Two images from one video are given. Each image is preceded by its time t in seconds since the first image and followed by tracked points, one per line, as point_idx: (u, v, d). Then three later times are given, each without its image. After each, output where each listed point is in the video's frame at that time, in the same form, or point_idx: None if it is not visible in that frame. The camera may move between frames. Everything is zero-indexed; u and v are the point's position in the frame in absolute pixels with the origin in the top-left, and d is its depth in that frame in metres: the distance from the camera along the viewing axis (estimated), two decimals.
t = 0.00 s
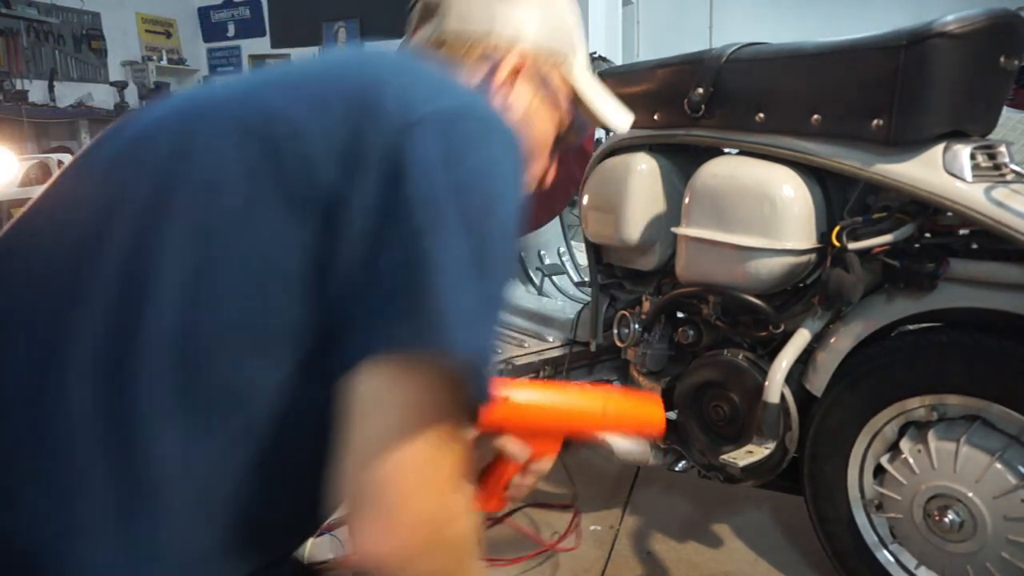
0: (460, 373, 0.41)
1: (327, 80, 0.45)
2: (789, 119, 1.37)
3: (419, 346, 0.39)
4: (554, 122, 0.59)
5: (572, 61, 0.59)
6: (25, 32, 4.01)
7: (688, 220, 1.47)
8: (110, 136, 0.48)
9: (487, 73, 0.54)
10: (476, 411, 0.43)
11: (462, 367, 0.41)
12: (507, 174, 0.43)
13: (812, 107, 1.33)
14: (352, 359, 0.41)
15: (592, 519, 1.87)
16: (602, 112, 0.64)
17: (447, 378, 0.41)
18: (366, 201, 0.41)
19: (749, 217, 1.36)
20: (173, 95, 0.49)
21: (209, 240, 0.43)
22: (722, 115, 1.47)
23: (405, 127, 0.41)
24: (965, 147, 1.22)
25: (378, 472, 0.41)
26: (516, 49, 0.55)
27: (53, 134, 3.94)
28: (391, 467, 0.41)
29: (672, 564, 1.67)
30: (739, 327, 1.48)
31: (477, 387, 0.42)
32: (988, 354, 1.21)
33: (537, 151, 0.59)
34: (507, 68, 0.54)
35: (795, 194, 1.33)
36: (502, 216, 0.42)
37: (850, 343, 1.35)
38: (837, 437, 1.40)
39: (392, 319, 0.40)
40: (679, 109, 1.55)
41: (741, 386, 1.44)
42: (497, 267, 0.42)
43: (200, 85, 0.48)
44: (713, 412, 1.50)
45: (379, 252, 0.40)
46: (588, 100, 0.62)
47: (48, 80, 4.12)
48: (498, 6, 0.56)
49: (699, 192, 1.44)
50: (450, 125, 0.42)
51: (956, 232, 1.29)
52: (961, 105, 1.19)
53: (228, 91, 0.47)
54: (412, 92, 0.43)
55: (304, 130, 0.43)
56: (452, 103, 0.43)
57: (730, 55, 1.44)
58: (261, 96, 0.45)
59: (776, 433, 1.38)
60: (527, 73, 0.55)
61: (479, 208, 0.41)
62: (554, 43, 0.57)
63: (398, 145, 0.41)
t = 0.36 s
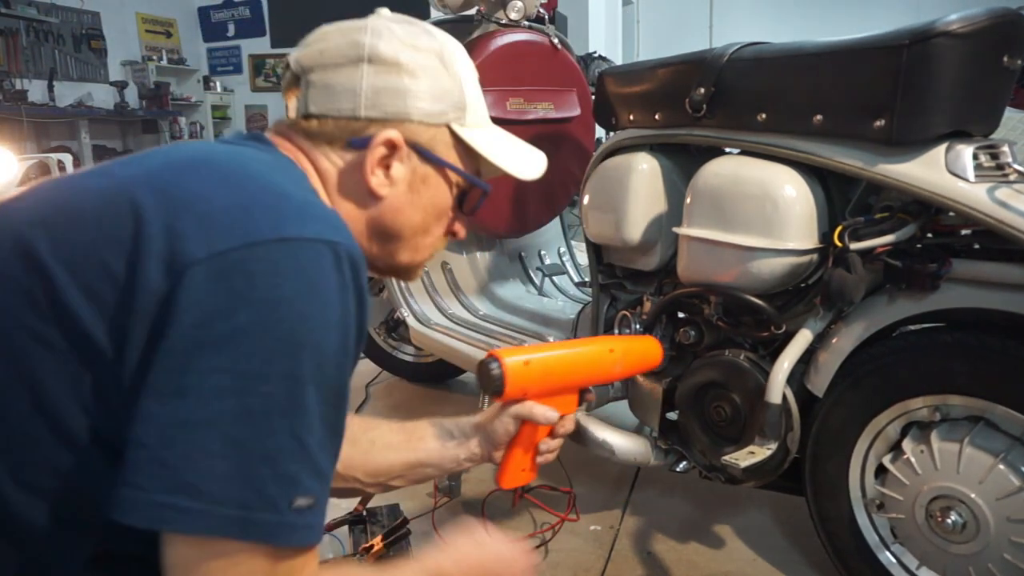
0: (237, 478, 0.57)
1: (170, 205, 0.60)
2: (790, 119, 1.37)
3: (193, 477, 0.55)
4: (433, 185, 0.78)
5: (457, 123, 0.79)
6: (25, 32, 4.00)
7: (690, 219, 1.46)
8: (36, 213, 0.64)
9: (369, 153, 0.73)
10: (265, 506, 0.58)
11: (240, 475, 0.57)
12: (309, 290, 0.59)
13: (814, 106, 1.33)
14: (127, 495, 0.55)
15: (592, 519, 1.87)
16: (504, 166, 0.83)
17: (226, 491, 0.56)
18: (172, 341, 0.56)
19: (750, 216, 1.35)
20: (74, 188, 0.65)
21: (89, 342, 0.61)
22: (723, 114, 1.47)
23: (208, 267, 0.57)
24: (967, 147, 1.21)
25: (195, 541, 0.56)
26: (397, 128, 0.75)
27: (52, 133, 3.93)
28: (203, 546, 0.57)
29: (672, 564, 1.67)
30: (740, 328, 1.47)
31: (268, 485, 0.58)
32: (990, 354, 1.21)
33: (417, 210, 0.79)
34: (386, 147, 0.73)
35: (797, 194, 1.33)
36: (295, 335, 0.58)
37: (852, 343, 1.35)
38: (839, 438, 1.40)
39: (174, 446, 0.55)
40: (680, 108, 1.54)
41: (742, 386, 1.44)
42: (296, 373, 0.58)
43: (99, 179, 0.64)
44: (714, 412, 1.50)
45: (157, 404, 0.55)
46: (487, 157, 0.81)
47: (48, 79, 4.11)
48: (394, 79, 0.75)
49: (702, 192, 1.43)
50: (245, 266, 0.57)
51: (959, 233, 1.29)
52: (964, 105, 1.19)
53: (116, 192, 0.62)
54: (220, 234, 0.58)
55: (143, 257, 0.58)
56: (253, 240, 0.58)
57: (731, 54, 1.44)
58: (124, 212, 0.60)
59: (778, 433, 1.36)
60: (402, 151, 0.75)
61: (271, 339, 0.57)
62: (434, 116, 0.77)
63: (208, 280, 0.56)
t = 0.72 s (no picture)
0: (311, 483, 0.66)
1: (221, 221, 0.66)
2: (790, 119, 1.37)
3: (274, 495, 0.64)
4: (449, 174, 0.84)
5: (473, 111, 0.84)
6: (25, 32, 4.00)
7: (690, 219, 1.46)
8: (66, 227, 0.68)
9: (387, 143, 0.78)
10: (341, 508, 0.67)
11: (314, 483, 0.66)
12: (364, 301, 0.66)
13: (814, 106, 1.33)
14: (222, 521, 0.63)
15: (591, 519, 1.87)
16: (517, 153, 0.87)
17: (304, 497, 0.66)
18: (238, 364, 0.63)
19: (750, 217, 1.35)
20: (117, 199, 0.69)
21: (133, 353, 0.66)
22: (724, 114, 1.47)
23: (267, 287, 0.64)
24: (968, 147, 1.21)
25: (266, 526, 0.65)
26: (414, 118, 0.80)
27: (52, 133, 3.93)
28: (293, 552, 0.66)
29: (672, 564, 1.67)
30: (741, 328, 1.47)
31: (342, 488, 0.67)
32: (992, 354, 1.20)
33: (433, 199, 0.84)
34: (404, 137, 0.79)
35: (797, 193, 1.33)
36: (355, 346, 0.66)
37: (853, 343, 1.35)
38: (840, 438, 1.40)
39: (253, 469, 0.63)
40: (680, 108, 1.54)
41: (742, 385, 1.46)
42: (357, 382, 0.67)
43: (145, 186, 0.70)
44: (714, 412, 1.49)
45: (236, 431, 0.63)
46: (500, 143, 0.85)
47: (48, 79, 4.11)
48: (410, 66, 0.80)
49: (702, 191, 1.42)
50: (297, 280, 0.64)
51: (959, 233, 1.31)
52: (964, 105, 1.19)
53: (160, 208, 0.68)
54: (271, 253, 0.64)
55: (200, 276, 0.64)
56: (304, 255, 0.65)
57: (731, 54, 1.44)
58: (179, 229, 0.66)
59: (778, 434, 1.37)
60: (418, 141, 0.80)
61: (330, 351, 0.65)
62: (448, 104, 0.82)
63: (266, 298, 0.64)
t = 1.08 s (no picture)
0: (322, 490, 0.66)
1: (239, 225, 0.66)
2: (790, 119, 1.37)
3: (285, 500, 0.64)
4: (463, 182, 0.84)
5: (487, 120, 0.84)
6: (25, 32, 3.99)
7: (691, 219, 1.45)
8: (85, 229, 0.68)
9: (404, 152, 0.79)
10: (350, 515, 0.67)
11: (325, 489, 0.66)
12: (379, 308, 0.67)
13: (814, 106, 1.33)
14: (233, 525, 0.63)
15: (592, 519, 1.87)
16: (529, 161, 0.88)
17: (314, 503, 0.66)
18: (256, 370, 0.63)
19: (751, 217, 1.35)
20: (137, 202, 0.70)
21: (142, 358, 0.66)
22: (724, 114, 1.47)
23: (285, 292, 0.64)
24: (968, 147, 1.21)
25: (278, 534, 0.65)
26: (430, 126, 0.80)
27: (51, 133, 3.93)
28: (303, 557, 0.66)
29: (672, 564, 1.67)
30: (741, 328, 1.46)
31: (352, 494, 0.67)
32: (992, 355, 1.20)
33: (446, 206, 0.85)
34: (420, 147, 0.79)
35: (798, 193, 1.33)
36: (373, 354, 0.66)
37: (853, 343, 1.35)
38: (840, 438, 1.39)
39: (266, 473, 0.63)
40: (680, 108, 1.54)
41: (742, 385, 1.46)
42: (370, 388, 0.67)
43: (163, 188, 0.70)
44: (714, 412, 1.49)
45: (249, 435, 0.63)
46: (513, 152, 0.86)
47: (47, 79, 4.11)
48: (428, 74, 0.80)
49: (702, 191, 1.42)
50: (314, 285, 0.64)
51: (959, 232, 1.31)
52: (965, 105, 1.19)
53: (179, 211, 0.68)
54: (289, 258, 0.64)
55: (218, 280, 0.64)
56: (321, 261, 0.65)
57: (731, 54, 1.44)
58: (197, 234, 0.66)
59: (779, 433, 1.36)
60: (434, 150, 0.81)
61: (346, 360, 0.65)
62: (464, 113, 0.82)
63: (284, 302, 0.64)
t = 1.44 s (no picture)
0: (322, 493, 0.66)
1: (242, 229, 0.66)
2: (791, 119, 1.37)
3: (286, 502, 0.64)
4: (470, 191, 0.84)
5: (495, 128, 0.84)
6: (25, 32, 3.99)
7: (691, 219, 1.45)
8: (88, 232, 0.68)
9: (410, 162, 0.79)
10: (350, 519, 0.67)
11: (325, 492, 0.66)
12: (380, 312, 0.66)
13: (814, 106, 1.33)
14: (233, 527, 0.63)
15: (592, 519, 1.87)
16: (536, 168, 0.87)
17: (313, 505, 0.65)
18: (256, 374, 0.63)
19: (751, 217, 1.35)
20: (140, 204, 0.70)
21: (141, 361, 0.66)
22: (724, 114, 1.47)
23: (287, 296, 0.63)
24: (969, 147, 1.21)
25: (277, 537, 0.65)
26: (437, 136, 0.80)
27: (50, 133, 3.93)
28: (302, 559, 0.66)
29: (672, 564, 1.67)
30: (741, 328, 1.46)
31: (352, 497, 0.67)
32: (992, 355, 1.20)
33: (452, 215, 0.85)
34: (426, 156, 0.79)
35: (798, 193, 1.33)
36: (376, 360, 0.66)
37: (853, 343, 1.35)
38: (840, 438, 1.39)
39: (265, 476, 0.63)
40: (680, 108, 1.54)
41: (742, 385, 1.46)
42: (370, 392, 0.66)
43: (167, 190, 0.70)
44: (714, 413, 1.49)
45: (249, 438, 0.63)
46: (519, 160, 0.85)
47: (47, 79, 4.11)
48: (435, 83, 0.80)
49: (702, 192, 1.42)
50: (316, 290, 0.64)
51: (960, 233, 1.31)
52: (965, 105, 1.19)
53: (183, 213, 0.68)
54: (290, 262, 0.64)
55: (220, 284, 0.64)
56: (323, 265, 0.64)
57: (732, 54, 1.44)
58: (202, 237, 0.66)
59: (779, 434, 1.37)
60: (441, 159, 0.81)
61: (349, 365, 0.65)
62: (471, 122, 0.82)
63: (285, 306, 0.63)
